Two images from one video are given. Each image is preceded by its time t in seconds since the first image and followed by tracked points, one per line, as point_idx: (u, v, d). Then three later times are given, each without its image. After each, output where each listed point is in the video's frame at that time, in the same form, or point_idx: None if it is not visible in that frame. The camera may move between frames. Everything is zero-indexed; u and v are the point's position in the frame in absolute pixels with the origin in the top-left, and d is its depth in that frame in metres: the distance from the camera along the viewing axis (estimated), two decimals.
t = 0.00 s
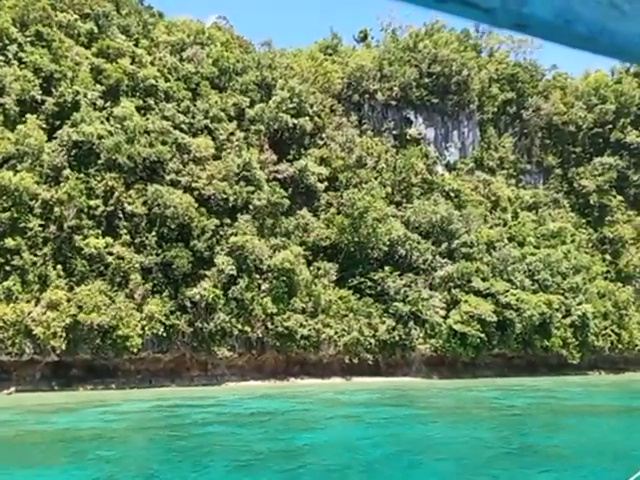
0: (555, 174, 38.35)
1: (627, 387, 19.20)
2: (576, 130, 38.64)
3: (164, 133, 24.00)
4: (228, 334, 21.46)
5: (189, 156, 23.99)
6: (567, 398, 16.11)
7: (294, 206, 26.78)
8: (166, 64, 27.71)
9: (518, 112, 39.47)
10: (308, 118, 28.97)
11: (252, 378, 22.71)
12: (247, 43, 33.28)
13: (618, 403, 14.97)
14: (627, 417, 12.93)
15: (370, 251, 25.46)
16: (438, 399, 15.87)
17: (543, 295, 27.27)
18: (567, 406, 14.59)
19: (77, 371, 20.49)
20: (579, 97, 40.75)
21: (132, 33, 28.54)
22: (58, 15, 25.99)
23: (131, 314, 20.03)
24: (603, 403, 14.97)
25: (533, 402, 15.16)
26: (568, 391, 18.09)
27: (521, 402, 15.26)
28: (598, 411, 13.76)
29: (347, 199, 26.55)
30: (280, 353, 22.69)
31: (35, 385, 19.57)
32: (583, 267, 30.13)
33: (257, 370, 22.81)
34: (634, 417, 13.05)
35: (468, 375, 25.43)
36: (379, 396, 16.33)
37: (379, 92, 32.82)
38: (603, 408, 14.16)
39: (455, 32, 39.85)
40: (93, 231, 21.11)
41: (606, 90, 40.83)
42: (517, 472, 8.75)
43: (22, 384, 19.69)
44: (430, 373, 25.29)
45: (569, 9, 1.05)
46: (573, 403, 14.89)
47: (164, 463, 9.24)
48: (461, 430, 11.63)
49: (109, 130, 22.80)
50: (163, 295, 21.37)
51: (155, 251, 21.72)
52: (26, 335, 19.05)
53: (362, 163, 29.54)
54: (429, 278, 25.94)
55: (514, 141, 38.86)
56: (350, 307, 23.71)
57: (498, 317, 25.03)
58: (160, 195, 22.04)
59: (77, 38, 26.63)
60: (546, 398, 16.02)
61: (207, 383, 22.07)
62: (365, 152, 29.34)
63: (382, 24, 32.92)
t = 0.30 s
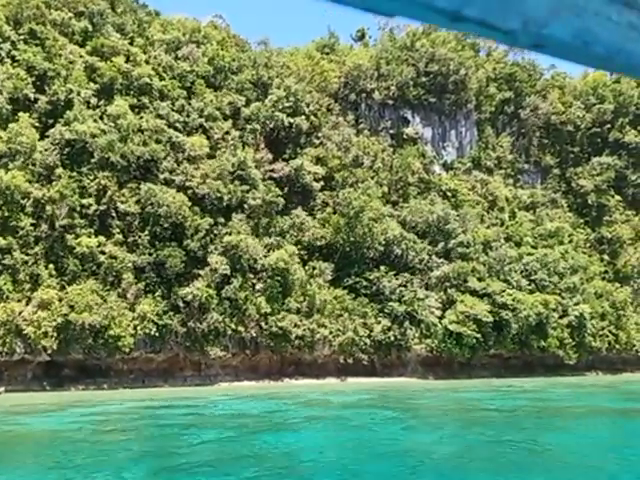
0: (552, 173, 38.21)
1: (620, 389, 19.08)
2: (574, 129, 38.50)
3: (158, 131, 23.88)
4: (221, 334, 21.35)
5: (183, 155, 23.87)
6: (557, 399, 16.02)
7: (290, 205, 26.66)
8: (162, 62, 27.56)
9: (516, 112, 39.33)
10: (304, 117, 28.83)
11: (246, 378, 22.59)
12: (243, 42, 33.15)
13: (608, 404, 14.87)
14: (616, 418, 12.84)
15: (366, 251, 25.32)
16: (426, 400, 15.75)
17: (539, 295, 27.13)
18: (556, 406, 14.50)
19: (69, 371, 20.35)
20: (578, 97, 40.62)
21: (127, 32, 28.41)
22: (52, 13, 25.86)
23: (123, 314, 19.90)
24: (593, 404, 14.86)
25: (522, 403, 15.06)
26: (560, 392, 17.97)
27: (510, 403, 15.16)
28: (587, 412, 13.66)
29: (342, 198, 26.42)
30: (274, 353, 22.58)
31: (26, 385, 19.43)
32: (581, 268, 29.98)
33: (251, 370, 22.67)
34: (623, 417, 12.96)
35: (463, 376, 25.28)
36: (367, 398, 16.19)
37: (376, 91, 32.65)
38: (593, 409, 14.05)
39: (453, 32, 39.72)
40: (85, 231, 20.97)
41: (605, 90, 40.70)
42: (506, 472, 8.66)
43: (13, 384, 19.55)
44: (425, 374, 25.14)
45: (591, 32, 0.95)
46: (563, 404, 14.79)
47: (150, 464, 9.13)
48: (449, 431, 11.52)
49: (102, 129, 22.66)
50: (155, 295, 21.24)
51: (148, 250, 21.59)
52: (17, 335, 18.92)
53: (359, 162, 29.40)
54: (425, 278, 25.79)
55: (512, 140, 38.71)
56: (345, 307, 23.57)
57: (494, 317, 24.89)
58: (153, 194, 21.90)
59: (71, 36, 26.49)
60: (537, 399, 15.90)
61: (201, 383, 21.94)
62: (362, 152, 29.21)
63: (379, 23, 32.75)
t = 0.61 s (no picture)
0: (549, 172, 38.07)
1: (613, 388, 18.97)
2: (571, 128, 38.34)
3: (151, 130, 23.74)
4: (213, 334, 21.23)
5: (176, 153, 23.72)
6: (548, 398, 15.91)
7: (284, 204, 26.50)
8: (155, 60, 27.37)
9: (512, 110, 39.16)
10: (298, 115, 28.66)
11: (239, 378, 22.44)
12: (238, 40, 32.98)
13: (597, 403, 14.78)
14: (605, 417, 12.75)
15: (361, 249, 25.15)
16: (414, 399, 15.63)
17: (535, 294, 26.97)
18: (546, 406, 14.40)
19: (60, 371, 20.20)
20: (575, 95, 40.48)
21: (120, 30, 28.24)
22: (44, 11, 25.68)
23: (115, 313, 19.76)
24: (582, 404, 14.76)
25: (510, 403, 14.96)
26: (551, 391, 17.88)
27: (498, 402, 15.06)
28: (576, 411, 13.57)
29: (337, 197, 26.28)
30: (267, 352, 22.44)
31: (16, 385, 19.26)
32: (577, 267, 29.83)
33: (244, 370, 22.55)
34: (611, 417, 12.87)
35: (458, 375, 25.15)
36: (355, 397, 16.05)
37: (372, 89, 32.47)
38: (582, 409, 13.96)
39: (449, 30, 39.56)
40: (76, 230, 20.82)
41: (601, 88, 40.55)
42: (491, 471, 8.58)
43: (4, 384, 19.39)
44: (420, 373, 25.01)
45: (565, 22, 1.08)
46: (552, 404, 14.67)
47: (132, 464, 9.02)
48: (436, 431, 11.41)
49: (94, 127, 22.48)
50: (147, 294, 21.10)
51: (140, 249, 21.44)
52: (7, 334, 18.76)
53: (354, 161, 29.24)
54: (420, 277, 25.65)
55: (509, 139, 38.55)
56: (339, 306, 23.43)
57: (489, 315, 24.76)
58: (145, 193, 21.74)
59: (63, 34, 26.31)
60: (525, 398, 15.81)
61: (194, 383, 21.78)
62: (357, 150, 29.05)
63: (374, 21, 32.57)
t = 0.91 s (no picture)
0: (546, 170, 37.93)
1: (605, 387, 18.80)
2: (568, 126, 38.18)
3: (143, 128, 23.58)
4: (206, 333, 21.08)
5: (168, 152, 23.57)
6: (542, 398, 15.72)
7: (279, 203, 26.35)
8: (149, 59, 27.24)
9: (509, 108, 39.00)
10: (293, 113, 28.55)
11: (232, 377, 22.28)
12: (232, 39, 32.86)
13: (587, 403, 14.61)
14: (594, 418, 12.57)
15: (355, 248, 25.00)
16: (402, 399, 15.45)
17: (531, 293, 26.82)
18: (539, 406, 14.22)
19: (51, 371, 20.05)
20: (571, 93, 40.33)
21: (113, 28, 28.14)
22: (37, 9, 25.56)
23: (105, 312, 19.62)
24: (572, 403, 14.59)
25: (500, 402, 14.78)
26: (544, 390, 17.72)
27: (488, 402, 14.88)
28: (565, 411, 13.39)
29: (331, 195, 26.13)
30: (261, 352, 22.30)
31: (6, 385, 19.11)
32: (573, 265, 29.68)
33: (238, 370, 22.38)
34: (600, 417, 12.70)
35: (454, 374, 25.01)
36: (343, 397, 15.87)
37: (367, 87, 32.31)
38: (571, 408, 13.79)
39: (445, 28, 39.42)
40: (67, 229, 20.69)
41: (598, 86, 40.39)
42: (475, 473, 8.43)
43: None
44: (415, 372, 24.86)
45: None
46: (542, 404, 14.51)
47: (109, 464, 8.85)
48: (422, 432, 11.24)
49: (86, 125, 22.35)
50: (139, 293, 20.94)
51: (132, 248, 21.29)
52: None
53: (349, 159, 29.09)
54: (415, 276, 25.49)
55: (506, 137, 38.39)
56: (333, 305, 23.31)
57: (484, 314, 24.62)
58: (136, 191, 21.58)
59: (56, 32, 26.19)
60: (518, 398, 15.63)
61: (187, 382, 21.61)
62: (353, 149, 28.91)
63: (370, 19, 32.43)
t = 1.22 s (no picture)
0: (542, 168, 37.73)
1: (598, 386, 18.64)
2: (564, 124, 37.96)
3: (135, 126, 23.39)
4: (198, 333, 20.89)
5: (161, 150, 23.39)
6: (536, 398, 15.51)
7: (273, 202, 26.16)
8: (142, 57, 27.05)
9: (505, 107, 38.80)
10: (288, 112, 28.35)
11: (226, 377, 22.08)
12: (227, 37, 32.67)
13: (576, 403, 14.46)
14: (583, 418, 12.43)
15: (350, 247, 24.80)
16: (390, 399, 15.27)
17: (527, 292, 26.62)
18: (532, 406, 14.03)
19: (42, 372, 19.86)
20: (568, 92, 40.13)
21: (106, 26, 27.95)
22: (29, 7, 25.39)
23: (96, 312, 19.45)
24: (561, 404, 14.45)
25: (489, 403, 14.62)
26: (538, 390, 17.52)
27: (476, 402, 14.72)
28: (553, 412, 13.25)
29: (325, 194, 25.93)
30: (254, 351, 22.10)
31: None
32: (570, 264, 29.48)
33: (232, 370, 22.18)
34: (588, 417, 12.55)
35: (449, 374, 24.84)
36: (329, 397, 15.67)
37: (363, 86, 32.10)
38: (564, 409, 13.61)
39: (441, 26, 39.22)
40: (58, 228, 20.53)
41: (595, 84, 40.17)
42: (461, 473, 8.27)
43: None
44: (410, 372, 24.69)
45: None
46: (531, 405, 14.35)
47: (86, 466, 8.68)
48: (407, 432, 11.07)
49: (77, 124, 22.19)
50: (131, 293, 20.75)
51: (123, 248, 21.11)
52: None
53: (344, 158, 28.89)
54: (409, 275, 25.29)
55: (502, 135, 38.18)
56: (327, 304, 23.12)
57: (479, 313, 24.44)
58: (128, 190, 21.40)
59: (48, 31, 26.01)
60: (512, 399, 15.43)
61: (179, 383, 21.42)
62: (348, 147, 28.70)
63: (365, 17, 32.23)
